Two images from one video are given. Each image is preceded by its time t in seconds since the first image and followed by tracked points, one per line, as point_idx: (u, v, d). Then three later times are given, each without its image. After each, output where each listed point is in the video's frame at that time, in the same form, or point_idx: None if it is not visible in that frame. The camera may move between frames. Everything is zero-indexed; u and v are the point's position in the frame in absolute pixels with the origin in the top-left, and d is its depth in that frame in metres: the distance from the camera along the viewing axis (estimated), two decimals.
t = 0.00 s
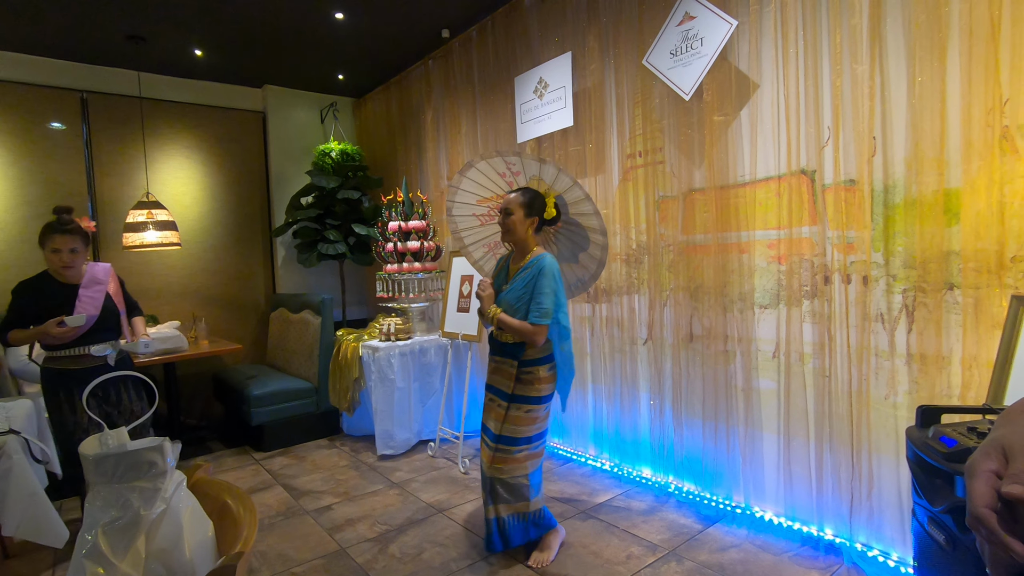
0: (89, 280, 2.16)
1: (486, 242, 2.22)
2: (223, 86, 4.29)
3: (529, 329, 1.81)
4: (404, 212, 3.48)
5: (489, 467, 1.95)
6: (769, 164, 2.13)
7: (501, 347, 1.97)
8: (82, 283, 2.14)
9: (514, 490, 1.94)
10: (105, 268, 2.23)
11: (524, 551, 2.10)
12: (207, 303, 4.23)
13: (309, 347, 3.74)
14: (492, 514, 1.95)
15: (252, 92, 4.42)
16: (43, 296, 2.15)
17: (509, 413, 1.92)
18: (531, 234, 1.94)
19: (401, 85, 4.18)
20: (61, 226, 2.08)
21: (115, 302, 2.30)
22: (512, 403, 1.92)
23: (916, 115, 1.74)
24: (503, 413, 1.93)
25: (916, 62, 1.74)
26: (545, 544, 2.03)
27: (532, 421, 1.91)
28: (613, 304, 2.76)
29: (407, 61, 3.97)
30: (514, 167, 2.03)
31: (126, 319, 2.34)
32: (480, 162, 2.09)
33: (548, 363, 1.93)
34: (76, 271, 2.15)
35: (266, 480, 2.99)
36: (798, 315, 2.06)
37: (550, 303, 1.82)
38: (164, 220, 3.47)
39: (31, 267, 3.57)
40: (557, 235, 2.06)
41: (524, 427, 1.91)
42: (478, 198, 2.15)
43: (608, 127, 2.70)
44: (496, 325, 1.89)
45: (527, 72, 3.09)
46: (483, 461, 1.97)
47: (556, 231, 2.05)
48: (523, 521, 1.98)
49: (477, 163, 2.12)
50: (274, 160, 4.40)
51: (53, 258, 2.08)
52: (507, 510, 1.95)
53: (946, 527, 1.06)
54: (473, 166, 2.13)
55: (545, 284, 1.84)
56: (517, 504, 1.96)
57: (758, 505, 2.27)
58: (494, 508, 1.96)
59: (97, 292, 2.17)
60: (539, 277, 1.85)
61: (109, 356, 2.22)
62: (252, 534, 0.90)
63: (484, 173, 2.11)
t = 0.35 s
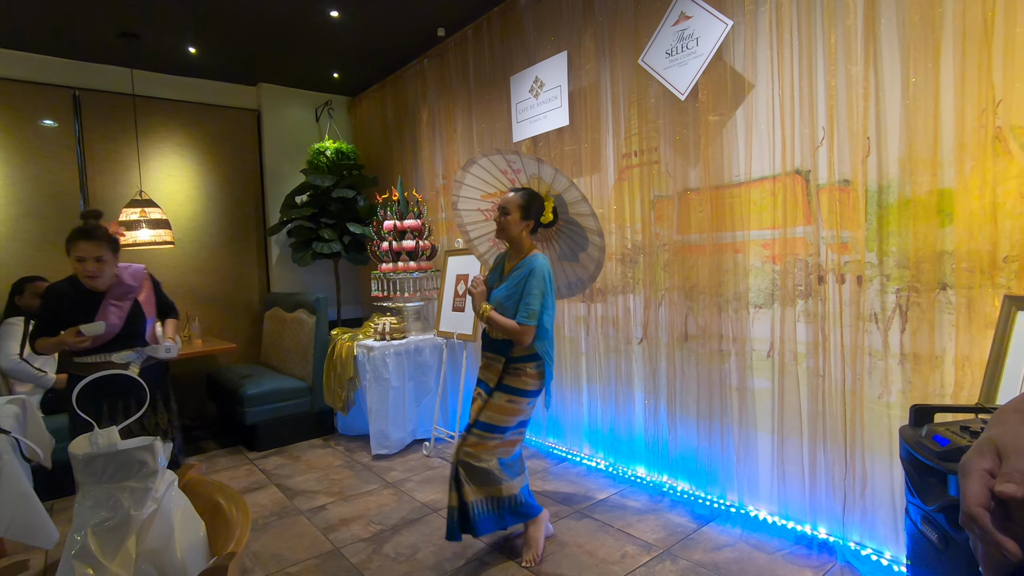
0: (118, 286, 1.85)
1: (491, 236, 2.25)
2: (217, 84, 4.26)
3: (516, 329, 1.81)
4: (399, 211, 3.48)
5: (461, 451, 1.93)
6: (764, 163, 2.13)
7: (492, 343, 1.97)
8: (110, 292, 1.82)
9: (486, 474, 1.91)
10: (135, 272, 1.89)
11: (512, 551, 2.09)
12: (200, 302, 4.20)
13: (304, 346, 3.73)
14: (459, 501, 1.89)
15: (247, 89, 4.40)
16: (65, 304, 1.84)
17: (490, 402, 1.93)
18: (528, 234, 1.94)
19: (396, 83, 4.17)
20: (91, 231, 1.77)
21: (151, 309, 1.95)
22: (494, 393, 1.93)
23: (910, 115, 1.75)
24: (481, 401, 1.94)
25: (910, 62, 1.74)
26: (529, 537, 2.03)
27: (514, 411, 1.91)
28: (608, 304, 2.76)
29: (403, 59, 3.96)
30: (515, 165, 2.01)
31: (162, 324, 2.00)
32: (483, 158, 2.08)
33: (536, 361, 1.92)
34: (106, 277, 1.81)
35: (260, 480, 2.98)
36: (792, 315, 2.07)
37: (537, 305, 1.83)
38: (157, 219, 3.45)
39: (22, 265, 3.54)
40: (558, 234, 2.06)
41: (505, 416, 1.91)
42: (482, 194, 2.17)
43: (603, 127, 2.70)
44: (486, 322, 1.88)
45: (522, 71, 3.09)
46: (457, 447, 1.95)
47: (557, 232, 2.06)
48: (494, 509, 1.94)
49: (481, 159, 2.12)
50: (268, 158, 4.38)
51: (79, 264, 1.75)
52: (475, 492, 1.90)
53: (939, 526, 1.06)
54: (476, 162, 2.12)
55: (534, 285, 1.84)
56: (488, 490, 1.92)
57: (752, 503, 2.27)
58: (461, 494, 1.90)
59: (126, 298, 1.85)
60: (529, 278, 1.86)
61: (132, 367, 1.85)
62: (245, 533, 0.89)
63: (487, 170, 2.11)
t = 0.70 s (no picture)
0: (120, 289, 1.43)
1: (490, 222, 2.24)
2: (209, 80, 4.23)
3: (507, 312, 1.80)
4: (393, 209, 3.45)
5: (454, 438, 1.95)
6: (758, 163, 2.13)
7: (482, 326, 1.95)
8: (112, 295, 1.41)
9: (474, 466, 1.91)
10: (145, 269, 1.48)
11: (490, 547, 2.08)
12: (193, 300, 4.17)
13: (297, 345, 3.71)
14: (446, 487, 1.92)
15: (240, 86, 4.37)
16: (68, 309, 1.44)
17: (482, 387, 1.92)
18: (525, 220, 1.94)
19: (391, 81, 4.15)
20: (95, 220, 1.37)
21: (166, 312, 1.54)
22: (485, 378, 1.92)
23: (903, 115, 1.75)
24: (475, 388, 1.93)
25: (903, 62, 1.74)
26: (499, 546, 2.02)
27: (506, 399, 1.90)
28: (602, 303, 2.76)
29: (397, 57, 3.94)
30: (517, 150, 2.01)
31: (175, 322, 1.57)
32: (487, 142, 2.08)
33: (528, 344, 1.92)
34: (107, 276, 1.40)
35: (252, 480, 2.96)
36: (785, 314, 2.07)
37: (530, 289, 1.81)
38: (148, 216, 3.42)
39: (11, 263, 3.50)
40: (557, 221, 2.06)
41: (496, 403, 1.90)
42: (484, 177, 2.15)
43: (598, 126, 2.70)
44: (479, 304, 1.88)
45: (517, 69, 3.08)
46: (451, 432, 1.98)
47: (557, 218, 2.05)
48: (479, 506, 1.91)
49: (485, 142, 2.11)
50: (261, 155, 4.36)
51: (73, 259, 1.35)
52: (462, 483, 1.91)
53: (930, 525, 1.06)
54: (481, 145, 2.12)
55: (527, 269, 1.83)
56: (475, 483, 1.91)
57: (745, 502, 2.28)
58: (449, 481, 1.93)
59: (131, 302, 1.44)
60: (523, 262, 1.85)
61: (140, 372, 1.45)
62: (234, 534, 0.86)
63: (491, 154, 2.11)
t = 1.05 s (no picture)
0: (100, 282, 1.18)
1: (487, 224, 2.23)
2: (204, 76, 4.20)
3: (511, 312, 1.80)
4: (389, 207, 3.44)
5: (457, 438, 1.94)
6: (755, 162, 2.13)
7: (485, 328, 1.95)
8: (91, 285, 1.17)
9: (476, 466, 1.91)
10: (128, 257, 1.24)
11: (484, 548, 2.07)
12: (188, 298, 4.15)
13: (293, 343, 3.69)
14: (450, 488, 1.91)
15: (235, 83, 4.34)
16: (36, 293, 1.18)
17: (485, 388, 1.91)
18: (525, 219, 1.93)
19: (388, 78, 4.13)
20: (69, 194, 1.11)
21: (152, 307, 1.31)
22: (488, 378, 1.91)
23: (901, 114, 1.75)
24: (476, 388, 1.92)
25: (902, 62, 1.74)
26: (494, 545, 2.01)
27: (509, 398, 1.90)
28: (599, 302, 2.75)
29: (394, 54, 3.92)
30: (513, 150, 2.00)
31: (165, 319, 1.37)
32: (481, 144, 2.07)
33: (532, 345, 1.91)
34: (84, 265, 1.15)
35: (247, 478, 2.95)
36: (781, 313, 2.07)
37: (533, 287, 1.81)
38: (143, 213, 3.39)
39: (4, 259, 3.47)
40: (554, 221, 2.05)
41: (499, 402, 1.89)
42: (479, 180, 2.14)
43: (595, 124, 2.69)
44: (480, 306, 1.88)
45: (514, 67, 3.07)
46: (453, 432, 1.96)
47: (553, 218, 2.04)
48: (482, 505, 1.91)
49: (479, 144, 2.10)
50: (257, 152, 4.33)
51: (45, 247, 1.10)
52: (466, 483, 1.91)
53: (927, 525, 1.06)
54: (475, 147, 2.11)
55: (529, 268, 1.82)
56: (479, 483, 1.91)
57: (741, 501, 2.28)
58: (453, 482, 1.91)
59: (114, 298, 1.21)
60: (524, 261, 1.84)
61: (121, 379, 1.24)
62: (226, 534, 0.85)
63: (486, 155, 2.10)
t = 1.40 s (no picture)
0: (61, 304, 0.82)
1: (475, 227, 2.19)
2: (207, 75, 4.20)
3: (526, 306, 1.78)
4: (391, 206, 3.43)
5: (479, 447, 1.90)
6: (759, 162, 2.11)
7: (494, 328, 1.92)
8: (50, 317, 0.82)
9: (503, 471, 1.90)
10: (106, 268, 0.87)
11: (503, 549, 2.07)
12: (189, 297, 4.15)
13: (295, 343, 3.68)
14: (480, 497, 1.90)
15: (238, 81, 4.34)
16: None
17: (503, 392, 1.89)
18: (526, 214, 1.92)
19: (390, 77, 4.13)
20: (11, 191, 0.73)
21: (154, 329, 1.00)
22: (505, 382, 1.89)
23: (907, 114, 1.73)
24: (497, 393, 1.89)
25: (908, 62, 1.73)
26: (528, 541, 2.02)
27: (530, 399, 1.90)
28: (601, 302, 2.74)
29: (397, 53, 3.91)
30: (511, 150, 1.99)
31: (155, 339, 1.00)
32: (476, 144, 2.05)
33: (541, 342, 1.91)
34: (46, 283, 0.78)
35: (248, 478, 2.94)
36: (785, 315, 2.05)
37: (546, 280, 1.81)
38: (145, 212, 3.39)
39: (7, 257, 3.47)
40: (547, 222, 2.05)
41: (520, 406, 1.88)
42: (472, 181, 2.11)
43: (598, 124, 2.68)
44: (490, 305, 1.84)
45: (518, 66, 3.06)
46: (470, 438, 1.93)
47: (549, 216, 2.03)
48: (512, 507, 1.94)
49: (473, 145, 2.07)
50: (260, 151, 4.33)
51: None
52: (496, 491, 1.90)
53: (934, 530, 1.04)
54: (470, 147, 2.08)
55: (541, 261, 1.82)
56: (507, 487, 1.91)
57: (744, 504, 2.26)
58: (481, 491, 1.90)
59: (83, 323, 0.85)
60: (535, 254, 1.84)
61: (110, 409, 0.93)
62: (224, 536, 0.85)
63: (480, 156, 2.07)
